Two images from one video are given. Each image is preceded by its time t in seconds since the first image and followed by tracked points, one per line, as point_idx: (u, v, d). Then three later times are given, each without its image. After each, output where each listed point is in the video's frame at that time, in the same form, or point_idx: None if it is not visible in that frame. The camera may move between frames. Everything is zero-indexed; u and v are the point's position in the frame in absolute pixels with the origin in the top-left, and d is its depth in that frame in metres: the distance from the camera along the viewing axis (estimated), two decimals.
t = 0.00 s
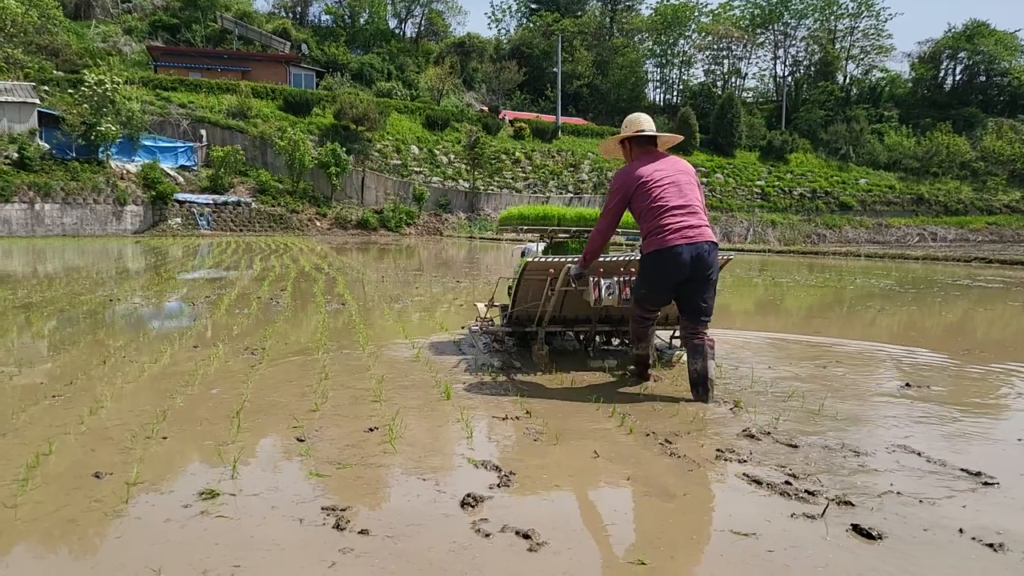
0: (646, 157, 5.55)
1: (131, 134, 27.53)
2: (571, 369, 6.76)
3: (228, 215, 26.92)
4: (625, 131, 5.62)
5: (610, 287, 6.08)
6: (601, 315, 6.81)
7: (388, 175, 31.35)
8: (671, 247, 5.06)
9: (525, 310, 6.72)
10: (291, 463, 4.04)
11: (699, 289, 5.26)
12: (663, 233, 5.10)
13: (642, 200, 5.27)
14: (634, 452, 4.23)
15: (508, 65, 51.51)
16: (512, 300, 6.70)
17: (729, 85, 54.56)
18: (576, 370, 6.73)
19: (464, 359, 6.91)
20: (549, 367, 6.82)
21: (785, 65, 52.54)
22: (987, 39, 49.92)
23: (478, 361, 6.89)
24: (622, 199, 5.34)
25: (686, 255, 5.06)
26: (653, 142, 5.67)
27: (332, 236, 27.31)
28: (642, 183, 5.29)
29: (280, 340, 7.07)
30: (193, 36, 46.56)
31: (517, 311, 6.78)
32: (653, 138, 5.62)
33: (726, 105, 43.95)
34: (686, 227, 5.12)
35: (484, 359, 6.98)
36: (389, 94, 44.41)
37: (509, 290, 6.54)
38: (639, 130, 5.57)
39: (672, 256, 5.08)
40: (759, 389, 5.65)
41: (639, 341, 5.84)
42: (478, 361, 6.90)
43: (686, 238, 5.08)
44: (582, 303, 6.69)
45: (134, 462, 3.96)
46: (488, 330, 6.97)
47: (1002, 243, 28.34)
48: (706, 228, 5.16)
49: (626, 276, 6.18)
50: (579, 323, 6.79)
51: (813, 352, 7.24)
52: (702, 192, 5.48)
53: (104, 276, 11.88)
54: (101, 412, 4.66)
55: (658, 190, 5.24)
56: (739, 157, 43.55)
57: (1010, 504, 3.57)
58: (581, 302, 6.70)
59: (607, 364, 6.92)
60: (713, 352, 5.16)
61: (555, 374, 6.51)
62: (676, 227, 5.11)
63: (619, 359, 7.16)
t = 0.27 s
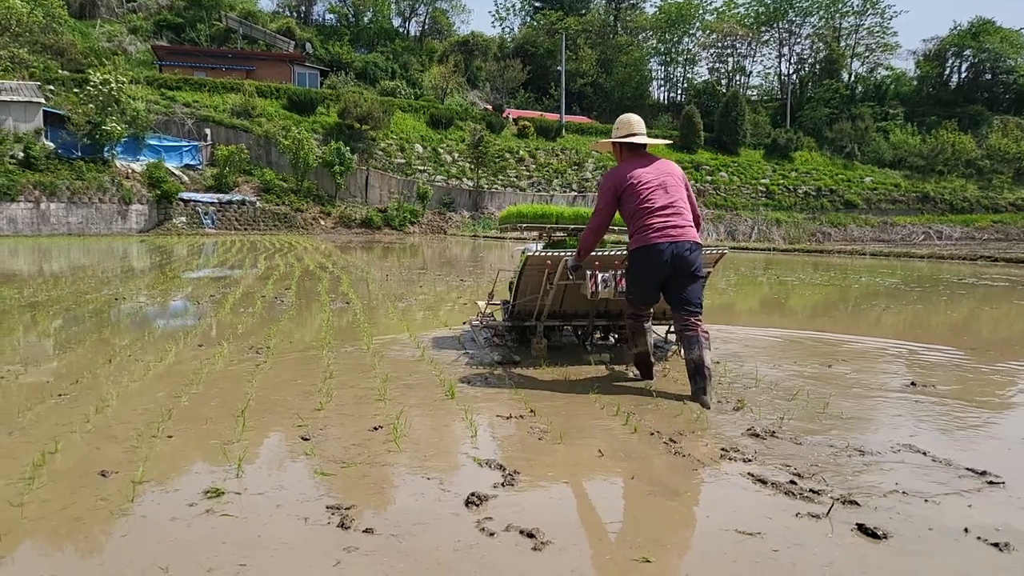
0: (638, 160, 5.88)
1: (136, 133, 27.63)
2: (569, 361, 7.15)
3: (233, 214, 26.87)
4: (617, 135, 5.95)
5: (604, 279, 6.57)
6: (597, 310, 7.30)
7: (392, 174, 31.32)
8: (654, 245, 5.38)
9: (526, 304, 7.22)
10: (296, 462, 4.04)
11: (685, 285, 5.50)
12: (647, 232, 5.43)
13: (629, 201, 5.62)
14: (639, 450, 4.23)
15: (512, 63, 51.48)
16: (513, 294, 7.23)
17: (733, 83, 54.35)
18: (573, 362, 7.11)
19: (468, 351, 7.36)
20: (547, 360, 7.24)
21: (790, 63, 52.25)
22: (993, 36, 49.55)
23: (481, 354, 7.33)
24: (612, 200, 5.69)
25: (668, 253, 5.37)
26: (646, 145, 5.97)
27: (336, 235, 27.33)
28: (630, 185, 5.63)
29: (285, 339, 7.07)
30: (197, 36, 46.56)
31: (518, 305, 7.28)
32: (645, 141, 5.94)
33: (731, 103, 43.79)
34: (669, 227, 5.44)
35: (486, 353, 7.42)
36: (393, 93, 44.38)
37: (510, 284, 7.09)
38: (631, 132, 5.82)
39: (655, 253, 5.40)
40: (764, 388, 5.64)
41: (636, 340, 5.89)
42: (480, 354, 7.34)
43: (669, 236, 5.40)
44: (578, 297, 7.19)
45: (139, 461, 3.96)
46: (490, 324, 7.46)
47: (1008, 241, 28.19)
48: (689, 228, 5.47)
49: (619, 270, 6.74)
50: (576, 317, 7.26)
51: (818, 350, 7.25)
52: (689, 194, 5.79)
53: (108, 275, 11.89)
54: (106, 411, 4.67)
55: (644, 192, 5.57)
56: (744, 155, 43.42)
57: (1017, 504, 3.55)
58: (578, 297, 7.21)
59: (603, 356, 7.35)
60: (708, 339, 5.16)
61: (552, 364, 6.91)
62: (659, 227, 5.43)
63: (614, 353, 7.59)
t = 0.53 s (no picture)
0: (636, 163, 6.03)
1: (148, 135, 27.78)
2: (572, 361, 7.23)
3: (243, 215, 26.97)
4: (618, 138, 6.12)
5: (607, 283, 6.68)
6: (601, 311, 7.38)
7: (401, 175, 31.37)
8: (649, 245, 5.52)
9: (531, 305, 7.28)
10: (305, 462, 4.04)
11: (679, 285, 5.64)
12: (643, 232, 5.58)
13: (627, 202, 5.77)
14: (648, 452, 4.22)
15: (521, 65, 51.52)
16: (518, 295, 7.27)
17: (743, 84, 54.20)
18: (577, 362, 7.20)
19: (472, 351, 7.43)
20: (552, 360, 7.32)
21: (801, 63, 52.03)
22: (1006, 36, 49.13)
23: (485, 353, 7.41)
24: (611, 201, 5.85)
25: (663, 252, 5.51)
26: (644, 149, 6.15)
27: (346, 236, 27.43)
28: (628, 187, 5.80)
29: (295, 340, 7.11)
30: (208, 38, 46.83)
31: (522, 306, 7.33)
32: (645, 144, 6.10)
33: (741, 104, 43.68)
34: (665, 228, 5.58)
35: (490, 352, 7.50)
36: (403, 94, 44.53)
37: (516, 285, 7.12)
38: (632, 134, 5.98)
39: (650, 253, 5.54)
40: (774, 389, 5.62)
41: (640, 343, 5.93)
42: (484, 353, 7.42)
43: (663, 237, 5.55)
44: (583, 299, 7.26)
45: (151, 461, 3.98)
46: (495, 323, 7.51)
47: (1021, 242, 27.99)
48: (683, 228, 5.62)
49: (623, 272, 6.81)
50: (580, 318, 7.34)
51: (828, 351, 7.25)
52: (685, 196, 5.95)
53: (120, 276, 11.98)
54: (118, 411, 4.70)
55: (641, 193, 5.74)
56: (754, 156, 43.33)
57: None
58: (582, 298, 7.27)
59: (606, 356, 7.45)
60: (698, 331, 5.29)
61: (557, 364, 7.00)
62: (654, 227, 5.59)
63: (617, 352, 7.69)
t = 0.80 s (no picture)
0: (646, 161, 6.08)
1: (168, 136, 28.15)
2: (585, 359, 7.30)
3: (263, 215, 27.14)
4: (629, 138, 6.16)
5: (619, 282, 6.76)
6: (614, 309, 7.38)
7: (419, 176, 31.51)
8: (663, 239, 5.54)
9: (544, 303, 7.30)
10: (323, 462, 4.04)
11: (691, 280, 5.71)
12: (656, 227, 5.60)
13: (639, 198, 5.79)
14: (667, 455, 4.19)
15: (539, 66, 51.60)
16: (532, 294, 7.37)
17: (762, 85, 53.99)
18: (590, 360, 7.26)
19: (485, 349, 7.46)
20: (564, 358, 7.33)
21: (821, 64, 51.75)
22: None
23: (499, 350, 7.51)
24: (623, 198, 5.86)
25: (678, 247, 5.54)
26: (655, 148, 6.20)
27: (364, 237, 27.56)
28: (641, 183, 5.82)
29: (313, 340, 7.14)
30: (229, 40, 47.33)
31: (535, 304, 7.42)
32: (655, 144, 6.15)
33: (760, 104, 43.52)
34: (678, 224, 5.62)
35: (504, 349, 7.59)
36: (420, 96, 44.71)
37: (530, 284, 7.22)
38: (645, 134, 6.02)
39: (664, 248, 5.56)
40: (793, 392, 5.57)
41: (659, 346, 5.82)
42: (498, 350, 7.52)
43: (677, 233, 5.58)
44: (597, 298, 7.32)
45: (171, 460, 3.99)
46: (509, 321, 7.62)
47: None
48: (696, 224, 5.67)
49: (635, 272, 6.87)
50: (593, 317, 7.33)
51: (848, 353, 7.18)
52: (695, 192, 6.00)
53: (142, 276, 12.14)
54: (138, 411, 4.73)
55: (654, 190, 5.76)
56: (774, 157, 43.16)
57: None
58: (596, 297, 7.27)
59: (618, 355, 7.44)
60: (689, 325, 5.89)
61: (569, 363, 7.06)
62: (668, 223, 5.61)
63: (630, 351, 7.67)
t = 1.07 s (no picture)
0: (649, 162, 6.11)
1: (181, 136, 28.35)
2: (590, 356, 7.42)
3: (274, 215, 27.18)
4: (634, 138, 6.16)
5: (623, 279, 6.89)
6: (618, 307, 7.49)
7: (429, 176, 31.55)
8: (672, 240, 5.59)
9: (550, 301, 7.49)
10: (335, 461, 4.04)
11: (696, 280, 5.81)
12: (665, 228, 5.65)
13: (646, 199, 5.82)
14: (680, 456, 4.16)
15: (550, 65, 51.55)
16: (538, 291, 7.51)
17: (774, 84, 53.75)
18: (595, 357, 7.39)
19: (495, 346, 7.65)
20: (570, 355, 7.49)
21: (834, 63, 51.50)
22: None
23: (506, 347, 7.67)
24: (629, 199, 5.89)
25: (685, 248, 5.60)
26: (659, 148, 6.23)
27: (375, 237, 27.62)
28: (647, 184, 5.84)
29: (324, 340, 7.16)
30: (241, 41, 47.50)
31: (541, 302, 7.58)
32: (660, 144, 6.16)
33: (772, 104, 43.35)
34: (686, 224, 5.68)
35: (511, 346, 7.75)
36: (431, 96, 44.77)
37: (535, 282, 7.39)
38: (650, 135, 6.02)
39: (672, 248, 5.62)
40: (806, 393, 5.55)
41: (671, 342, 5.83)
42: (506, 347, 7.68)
43: (685, 233, 5.64)
44: (602, 296, 7.44)
45: (184, 459, 3.99)
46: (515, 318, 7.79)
47: None
48: (702, 225, 5.74)
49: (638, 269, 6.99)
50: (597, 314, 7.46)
51: (860, 354, 7.14)
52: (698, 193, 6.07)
53: (154, 275, 12.20)
54: (152, 410, 4.75)
55: (661, 191, 5.80)
56: (785, 156, 43.01)
57: None
58: (601, 295, 7.44)
59: (623, 352, 7.56)
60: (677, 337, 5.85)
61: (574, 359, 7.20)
62: (676, 223, 5.66)
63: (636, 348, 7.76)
